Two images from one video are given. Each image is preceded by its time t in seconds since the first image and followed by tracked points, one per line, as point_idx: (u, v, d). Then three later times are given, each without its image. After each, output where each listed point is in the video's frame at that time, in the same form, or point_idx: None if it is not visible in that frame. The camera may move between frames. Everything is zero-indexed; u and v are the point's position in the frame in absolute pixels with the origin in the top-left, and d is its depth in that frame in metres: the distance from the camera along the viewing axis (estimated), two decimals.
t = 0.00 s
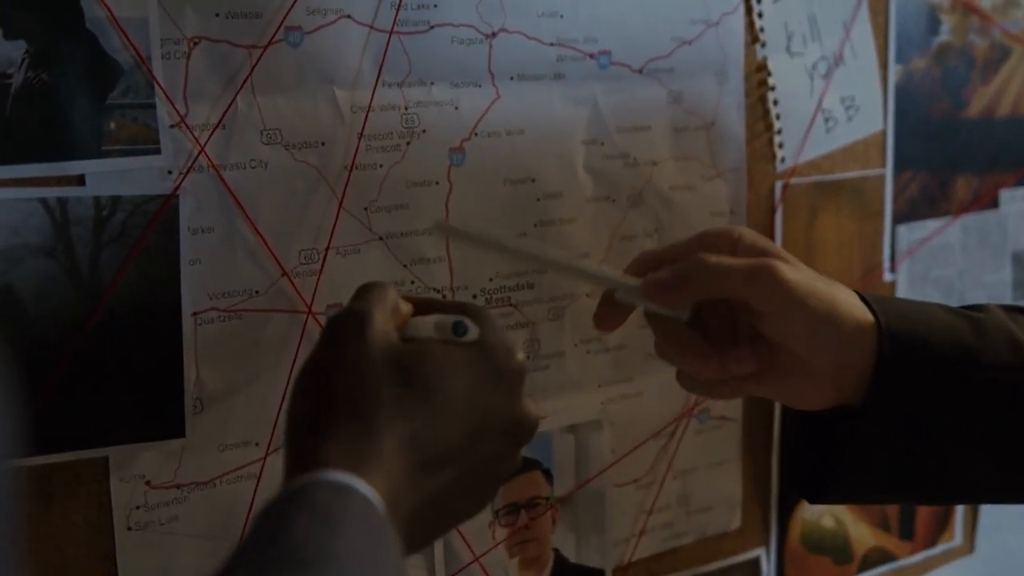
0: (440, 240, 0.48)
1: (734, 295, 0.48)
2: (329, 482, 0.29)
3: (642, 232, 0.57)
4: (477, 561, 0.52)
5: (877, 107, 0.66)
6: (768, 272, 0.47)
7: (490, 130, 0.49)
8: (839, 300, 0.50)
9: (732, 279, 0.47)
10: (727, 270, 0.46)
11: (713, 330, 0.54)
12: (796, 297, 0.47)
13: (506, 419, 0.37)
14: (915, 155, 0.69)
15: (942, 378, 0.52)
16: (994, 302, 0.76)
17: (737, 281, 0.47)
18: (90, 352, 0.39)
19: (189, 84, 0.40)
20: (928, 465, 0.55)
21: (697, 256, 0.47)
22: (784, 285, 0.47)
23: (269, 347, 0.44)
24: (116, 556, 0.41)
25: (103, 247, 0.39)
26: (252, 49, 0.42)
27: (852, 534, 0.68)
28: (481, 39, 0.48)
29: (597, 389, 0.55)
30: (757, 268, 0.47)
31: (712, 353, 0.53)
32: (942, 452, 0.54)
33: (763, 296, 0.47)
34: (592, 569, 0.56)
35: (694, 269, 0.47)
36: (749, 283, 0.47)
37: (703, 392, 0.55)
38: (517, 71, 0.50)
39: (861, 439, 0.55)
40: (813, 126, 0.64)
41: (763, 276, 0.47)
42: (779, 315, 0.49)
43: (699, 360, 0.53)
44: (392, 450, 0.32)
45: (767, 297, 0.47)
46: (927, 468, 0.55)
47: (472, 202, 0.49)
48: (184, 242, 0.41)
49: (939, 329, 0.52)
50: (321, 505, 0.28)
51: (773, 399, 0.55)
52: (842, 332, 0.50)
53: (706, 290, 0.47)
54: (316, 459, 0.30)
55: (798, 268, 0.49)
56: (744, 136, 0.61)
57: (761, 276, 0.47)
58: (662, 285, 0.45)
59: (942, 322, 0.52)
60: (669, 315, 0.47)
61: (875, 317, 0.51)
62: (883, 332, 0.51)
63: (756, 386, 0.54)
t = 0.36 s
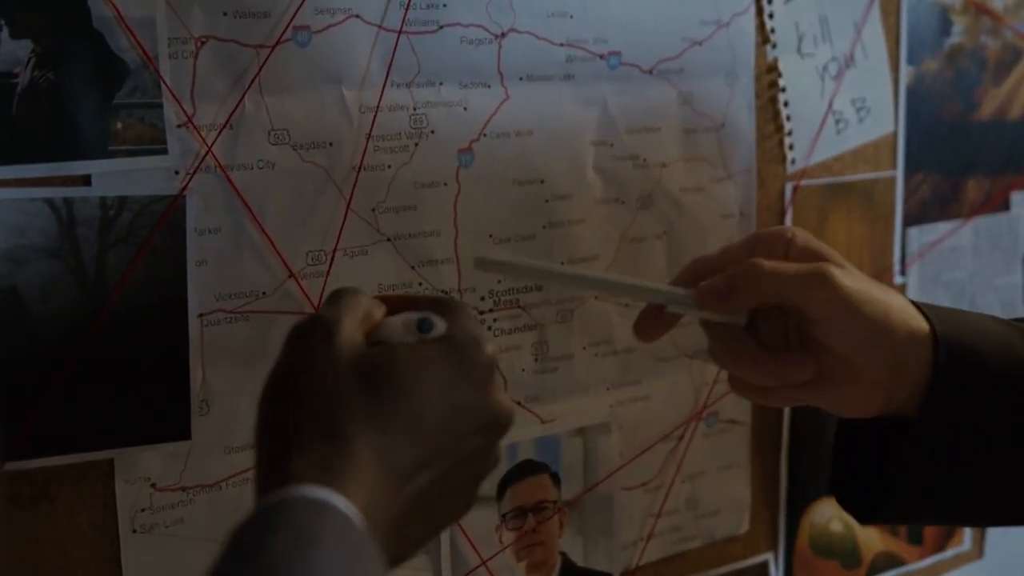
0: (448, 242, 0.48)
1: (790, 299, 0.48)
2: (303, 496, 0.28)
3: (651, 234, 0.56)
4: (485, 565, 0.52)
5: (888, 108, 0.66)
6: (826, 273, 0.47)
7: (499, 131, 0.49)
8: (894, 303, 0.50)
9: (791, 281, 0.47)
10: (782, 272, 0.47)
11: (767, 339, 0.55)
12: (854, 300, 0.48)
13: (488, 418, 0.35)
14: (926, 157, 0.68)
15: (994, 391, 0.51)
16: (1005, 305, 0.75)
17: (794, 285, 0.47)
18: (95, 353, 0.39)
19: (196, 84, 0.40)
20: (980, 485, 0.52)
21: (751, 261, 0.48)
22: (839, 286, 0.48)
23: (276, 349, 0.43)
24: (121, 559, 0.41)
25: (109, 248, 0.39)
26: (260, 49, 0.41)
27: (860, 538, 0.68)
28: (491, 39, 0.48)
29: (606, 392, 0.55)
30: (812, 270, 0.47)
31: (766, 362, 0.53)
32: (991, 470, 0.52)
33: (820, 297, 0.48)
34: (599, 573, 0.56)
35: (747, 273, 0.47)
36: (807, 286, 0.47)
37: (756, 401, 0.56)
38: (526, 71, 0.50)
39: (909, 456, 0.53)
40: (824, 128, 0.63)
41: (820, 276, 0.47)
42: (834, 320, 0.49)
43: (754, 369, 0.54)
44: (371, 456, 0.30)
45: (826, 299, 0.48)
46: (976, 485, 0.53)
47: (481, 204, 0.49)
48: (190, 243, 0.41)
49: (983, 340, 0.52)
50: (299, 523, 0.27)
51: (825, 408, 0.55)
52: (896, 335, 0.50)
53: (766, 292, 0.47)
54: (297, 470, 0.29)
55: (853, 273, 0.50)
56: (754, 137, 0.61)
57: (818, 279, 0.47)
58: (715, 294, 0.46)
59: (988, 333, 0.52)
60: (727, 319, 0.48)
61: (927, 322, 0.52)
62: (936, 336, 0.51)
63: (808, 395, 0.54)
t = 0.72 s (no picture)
0: (453, 248, 0.48)
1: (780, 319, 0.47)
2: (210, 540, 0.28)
3: (657, 240, 0.56)
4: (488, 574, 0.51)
5: (895, 115, 0.66)
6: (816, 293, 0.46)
7: (505, 137, 0.49)
8: (885, 318, 0.49)
9: (782, 301, 0.45)
10: (771, 293, 0.45)
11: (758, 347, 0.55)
12: (841, 318, 0.47)
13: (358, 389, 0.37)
14: (933, 165, 0.68)
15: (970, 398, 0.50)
16: (1012, 313, 0.74)
17: (782, 304, 0.46)
18: (98, 360, 0.39)
19: (201, 90, 0.40)
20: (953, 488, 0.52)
21: (737, 278, 0.45)
22: (831, 307, 0.46)
23: (280, 356, 0.43)
24: (124, 567, 0.41)
25: (113, 255, 0.39)
26: (265, 54, 0.41)
27: (865, 546, 0.67)
28: (497, 45, 0.48)
29: (610, 399, 0.55)
30: (803, 288, 0.46)
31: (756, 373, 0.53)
32: (965, 473, 0.51)
33: (812, 319, 0.46)
34: None
35: (736, 291, 0.45)
36: (798, 306, 0.45)
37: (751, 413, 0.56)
38: (532, 77, 0.49)
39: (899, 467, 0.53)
40: (830, 134, 0.63)
41: (813, 297, 0.45)
42: (824, 338, 0.48)
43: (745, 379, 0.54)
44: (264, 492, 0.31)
45: (815, 321, 0.46)
46: (951, 489, 0.52)
47: (486, 210, 0.49)
48: (195, 249, 0.40)
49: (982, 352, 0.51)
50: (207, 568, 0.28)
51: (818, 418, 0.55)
52: (886, 351, 0.49)
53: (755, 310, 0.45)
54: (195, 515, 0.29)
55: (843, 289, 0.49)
56: (760, 144, 0.60)
57: (810, 299, 0.45)
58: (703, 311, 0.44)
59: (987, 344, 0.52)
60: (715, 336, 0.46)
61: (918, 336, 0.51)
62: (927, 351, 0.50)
63: (803, 407, 0.54)
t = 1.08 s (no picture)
0: (454, 253, 0.48)
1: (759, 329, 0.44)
2: None
3: (657, 245, 0.56)
4: None
5: (895, 120, 0.65)
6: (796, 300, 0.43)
7: (506, 142, 0.49)
8: (866, 325, 0.47)
9: (762, 312, 0.43)
10: (752, 300, 0.42)
11: (739, 355, 0.54)
12: (823, 325, 0.44)
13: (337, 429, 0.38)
14: (933, 169, 0.68)
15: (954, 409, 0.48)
16: (1012, 317, 0.74)
17: (761, 313, 0.43)
18: (98, 367, 0.39)
19: (202, 95, 0.40)
20: (937, 495, 0.51)
21: (716, 285, 0.42)
22: (812, 314, 0.43)
23: (280, 362, 0.43)
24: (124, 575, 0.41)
25: (113, 260, 0.39)
26: (266, 59, 0.41)
27: (867, 552, 0.67)
28: (498, 50, 0.48)
29: (612, 405, 0.55)
30: (783, 296, 0.43)
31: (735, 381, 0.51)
32: (948, 481, 0.50)
33: (793, 327, 0.43)
34: None
35: (714, 299, 0.42)
36: (776, 315, 0.43)
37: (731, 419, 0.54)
38: (533, 82, 0.49)
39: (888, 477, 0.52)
40: (831, 139, 0.63)
41: (793, 305, 0.43)
42: (804, 348, 0.45)
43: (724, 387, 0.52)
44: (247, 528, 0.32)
45: (795, 330, 0.43)
46: (933, 496, 0.51)
47: (487, 215, 0.48)
48: (194, 255, 0.40)
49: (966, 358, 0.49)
50: None
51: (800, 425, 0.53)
52: (870, 360, 0.47)
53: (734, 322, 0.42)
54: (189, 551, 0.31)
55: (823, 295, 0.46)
56: (761, 149, 0.60)
57: (789, 306, 0.43)
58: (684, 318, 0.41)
59: (974, 351, 0.49)
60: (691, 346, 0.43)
61: (899, 343, 0.48)
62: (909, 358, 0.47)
63: (783, 414, 0.52)
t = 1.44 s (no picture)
0: (452, 254, 0.47)
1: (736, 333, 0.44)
2: None
3: (655, 246, 0.56)
4: None
5: (891, 121, 0.66)
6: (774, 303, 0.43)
7: (504, 142, 0.49)
8: (847, 330, 0.46)
9: (739, 315, 0.42)
10: (729, 304, 0.42)
11: (719, 360, 0.53)
12: (803, 330, 0.44)
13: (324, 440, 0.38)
14: (929, 170, 0.68)
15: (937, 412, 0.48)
16: (1007, 319, 0.74)
17: (739, 317, 0.42)
18: (96, 367, 0.39)
19: (200, 94, 0.40)
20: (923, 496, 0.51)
21: (696, 290, 0.42)
22: (791, 319, 0.43)
23: (278, 363, 0.43)
24: None
25: (111, 260, 0.38)
26: (264, 59, 0.41)
27: (862, 553, 0.67)
28: (496, 50, 0.48)
29: (609, 405, 0.55)
30: (761, 299, 0.43)
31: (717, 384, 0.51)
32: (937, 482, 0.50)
33: (770, 331, 0.43)
34: None
35: (694, 303, 0.42)
36: (755, 319, 0.42)
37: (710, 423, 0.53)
38: (531, 82, 0.49)
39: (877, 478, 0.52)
40: (828, 140, 0.63)
41: (771, 308, 0.43)
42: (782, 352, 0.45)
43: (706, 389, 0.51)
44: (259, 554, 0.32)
45: (772, 335, 0.43)
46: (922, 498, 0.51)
47: (485, 216, 0.48)
48: (192, 255, 0.40)
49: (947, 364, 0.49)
50: None
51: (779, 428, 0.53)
52: (849, 365, 0.46)
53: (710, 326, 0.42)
54: None
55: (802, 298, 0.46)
56: (758, 150, 0.60)
57: (767, 310, 0.42)
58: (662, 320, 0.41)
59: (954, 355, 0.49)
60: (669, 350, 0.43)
61: (880, 347, 0.48)
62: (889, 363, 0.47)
63: (762, 419, 0.52)
